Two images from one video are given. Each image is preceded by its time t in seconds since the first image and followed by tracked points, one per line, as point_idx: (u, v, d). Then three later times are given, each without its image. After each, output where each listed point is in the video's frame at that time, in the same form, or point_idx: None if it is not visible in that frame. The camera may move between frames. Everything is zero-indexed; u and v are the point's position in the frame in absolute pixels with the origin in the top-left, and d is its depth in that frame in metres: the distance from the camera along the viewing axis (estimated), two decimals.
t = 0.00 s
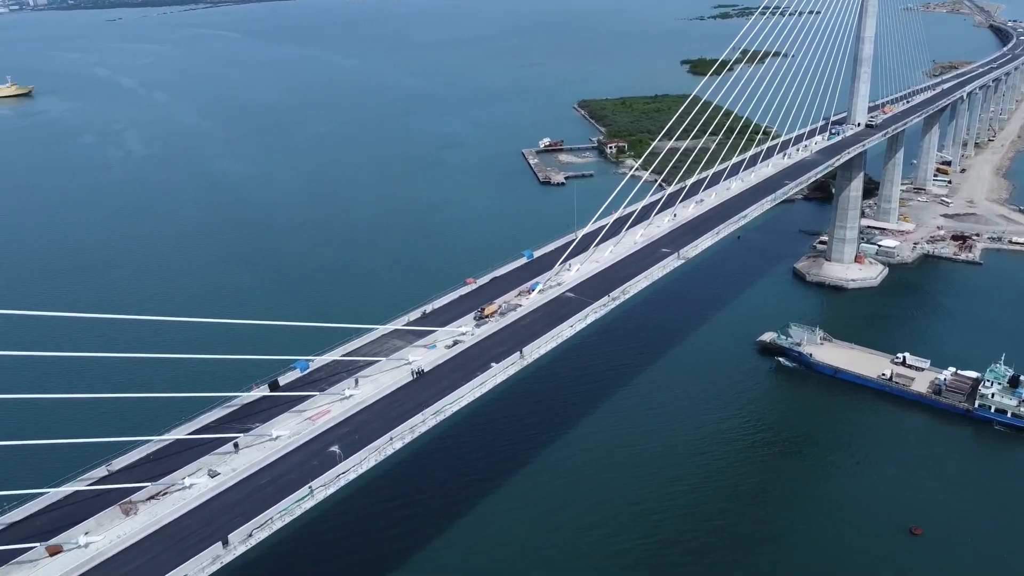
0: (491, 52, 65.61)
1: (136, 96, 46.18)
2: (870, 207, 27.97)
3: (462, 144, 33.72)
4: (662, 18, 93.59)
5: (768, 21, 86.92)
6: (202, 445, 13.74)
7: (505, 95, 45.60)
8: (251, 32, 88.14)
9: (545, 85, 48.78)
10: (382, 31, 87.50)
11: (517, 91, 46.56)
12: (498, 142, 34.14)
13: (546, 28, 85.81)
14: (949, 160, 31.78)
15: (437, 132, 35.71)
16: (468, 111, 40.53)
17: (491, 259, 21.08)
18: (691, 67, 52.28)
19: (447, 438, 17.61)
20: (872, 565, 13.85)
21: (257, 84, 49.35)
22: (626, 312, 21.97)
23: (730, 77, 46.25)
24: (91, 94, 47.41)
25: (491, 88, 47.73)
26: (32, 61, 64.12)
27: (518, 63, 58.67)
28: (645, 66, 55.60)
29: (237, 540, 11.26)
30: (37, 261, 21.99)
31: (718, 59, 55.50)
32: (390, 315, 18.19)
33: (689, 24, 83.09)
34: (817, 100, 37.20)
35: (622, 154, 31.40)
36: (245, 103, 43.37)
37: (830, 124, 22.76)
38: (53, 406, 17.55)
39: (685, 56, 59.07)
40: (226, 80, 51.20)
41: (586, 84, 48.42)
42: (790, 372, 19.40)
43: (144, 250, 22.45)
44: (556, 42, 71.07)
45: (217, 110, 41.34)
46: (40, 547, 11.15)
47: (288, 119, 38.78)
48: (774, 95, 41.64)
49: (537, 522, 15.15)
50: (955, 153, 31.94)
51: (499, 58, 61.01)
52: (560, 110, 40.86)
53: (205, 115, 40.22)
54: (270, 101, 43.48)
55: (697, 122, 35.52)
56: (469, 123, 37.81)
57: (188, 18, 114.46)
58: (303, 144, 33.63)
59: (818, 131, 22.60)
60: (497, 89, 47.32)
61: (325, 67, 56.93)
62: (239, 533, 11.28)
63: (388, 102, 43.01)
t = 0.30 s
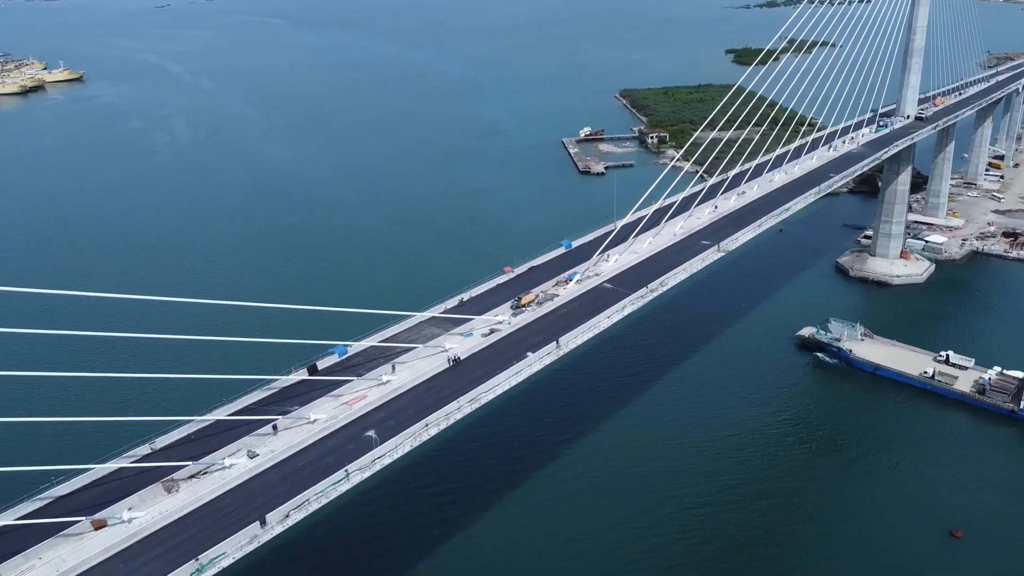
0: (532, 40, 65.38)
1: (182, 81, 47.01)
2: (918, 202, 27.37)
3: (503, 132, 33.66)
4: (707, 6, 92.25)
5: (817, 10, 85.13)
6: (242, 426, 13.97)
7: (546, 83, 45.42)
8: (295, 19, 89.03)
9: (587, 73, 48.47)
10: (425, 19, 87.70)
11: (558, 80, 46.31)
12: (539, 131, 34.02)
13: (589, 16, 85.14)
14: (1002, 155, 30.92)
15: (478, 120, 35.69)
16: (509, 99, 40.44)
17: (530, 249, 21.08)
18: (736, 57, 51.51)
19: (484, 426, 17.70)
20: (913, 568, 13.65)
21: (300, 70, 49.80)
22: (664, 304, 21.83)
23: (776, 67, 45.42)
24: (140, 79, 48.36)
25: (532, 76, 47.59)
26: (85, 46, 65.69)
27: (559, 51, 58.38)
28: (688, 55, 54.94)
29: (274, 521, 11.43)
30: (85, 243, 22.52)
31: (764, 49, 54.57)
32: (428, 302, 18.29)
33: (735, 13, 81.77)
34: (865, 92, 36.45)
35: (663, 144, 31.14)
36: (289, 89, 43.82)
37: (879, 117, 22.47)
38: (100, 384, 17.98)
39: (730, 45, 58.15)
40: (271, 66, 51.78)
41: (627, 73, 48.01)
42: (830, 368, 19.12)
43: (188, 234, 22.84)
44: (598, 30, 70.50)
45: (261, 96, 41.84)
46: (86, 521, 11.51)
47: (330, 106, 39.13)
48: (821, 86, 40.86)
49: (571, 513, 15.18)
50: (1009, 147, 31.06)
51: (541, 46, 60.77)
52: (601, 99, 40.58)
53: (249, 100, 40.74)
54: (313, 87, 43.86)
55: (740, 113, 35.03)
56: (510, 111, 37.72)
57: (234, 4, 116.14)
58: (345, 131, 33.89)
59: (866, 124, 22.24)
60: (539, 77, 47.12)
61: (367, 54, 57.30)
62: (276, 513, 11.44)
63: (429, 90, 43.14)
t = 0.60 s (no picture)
0: (572, 28, 64.96)
1: (225, 67, 47.63)
2: (966, 197, 26.75)
3: (543, 121, 33.53)
4: None
5: None
6: (279, 409, 14.19)
7: (586, 72, 45.16)
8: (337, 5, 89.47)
9: (627, 62, 48.05)
10: (466, 6, 87.47)
11: (598, 69, 45.97)
12: (578, 121, 33.84)
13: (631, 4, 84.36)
14: None
15: (517, 109, 35.58)
16: (549, 88, 40.25)
17: (567, 239, 21.04)
18: (781, 47, 50.66)
19: (519, 415, 17.75)
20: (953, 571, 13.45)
21: (341, 57, 50.07)
22: (701, 297, 21.66)
23: (822, 57, 44.56)
24: (185, 65, 49.09)
25: (572, 64, 47.33)
26: (133, 32, 66.84)
27: (600, 40, 57.96)
28: (732, 45, 54.14)
29: (310, 503, 11.59)
30: (131, 226, 22.99)
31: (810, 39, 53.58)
32: (465, 291, 18.37)
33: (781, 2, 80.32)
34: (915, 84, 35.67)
35: (704, 135, 30.83)
36: (329, 76, 44.11)
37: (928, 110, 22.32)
38: (143, 364, 18.37)
39: (774, 35, 57.12)
40: (312, 53, 52.15)
41: (669, 62, 47.50)
42: (869, 365, 18.86)
43: (227, 219, 23.17)
44: (640, 19, 69.77)
45: (302, 83, 42.22)
46: (127, 497, 11.83)
47: (370, 92, 39.36)
48: (868, 78, 40.00)
49: (602, 504, 15.20)
50: None
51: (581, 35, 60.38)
52: (642, 89, 40.21)
53: (290, 87, 41.12)
54: (354, 74, 44.10)
55: (784, 104, 34.50)
56: (549, 100, 37.54)
57: None
58: (384, 118, 34.05)
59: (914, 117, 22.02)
60: (579, 66, 46.82)
61: (406, 42, 57.43)
62: (311, 496, 11.60)
63: (469, 78, 43.12)
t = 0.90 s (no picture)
0: (608, 17, 64.44)
1: (261, 54, 48.10)
2: (1010, 193, 26.13)
3: (577, 111, 33.33)
4: None
5: None
6: (310, 394, 14.34)
7: (620, 61, 44.84)
8: None
9: (662, 52, 47.59)
10: None
11: (634, 59, 45.55)
12: (613, 111, 33.59)
13: None
14: None
15: (552, 99, 35.39)
16: (584, 78, 39.98)
17: (599, 231, 20.99)
18: (821, 38, 49.76)
19: (548, 406, 17.77)
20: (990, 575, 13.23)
21: (376, 45, 50.16)
22: (734, 291, 21.48)
23: (863, 49, 43.69)
24: (224, 52, 49.56)
25: (607, 54, 47.01)
26: (173, 19, 67.68)
27: (635, 29, 57.45)
28: (770, 35, 53.31)
29: (339, 488, 11.71)
30: (169, 211, 23.35)
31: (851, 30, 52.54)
32: (496, 280, 18.39)
33: None
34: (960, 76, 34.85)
35: (740, 127, 30.49)
36: (365, 63, 44.22)
37: (971, 103, 22.25)
38: (178, 348, 18.67)
39: (814, 26, 56.06)
40: (346, 41, 52.41)
41: (705, 52, 46.94)
42: (904, 362, 18.59)
43: (260, 206, 23.39)
44: (677, 8, 68.95)
45: (338, 70, 42.40)
46: (162, 477, 12.08)
47: (404, 81, 39.45)
48: (910, 70, 39.16)
49: (629, 496, 15.19)
50: None
51: (616, 24, 59.86)
52: (677, 79, 39.83)
53: (326, 75, 41.31)
54: (389, 62, 44.19)
55: (823, 96, 33.93)
56: (583, 90, 37.30)
57: None
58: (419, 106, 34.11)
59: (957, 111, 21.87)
60: (614, 56, 46.42)
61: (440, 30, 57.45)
62: (341, 480, 11.74)
63: (503, 67, 43.03)
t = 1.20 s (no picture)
0: (638, 8, 63.87)
1: (290, 43, 48.37)
2: None
3: (604, 103, 33.13)
4: None
5: None
6: (335, 381, 14.44)
7: (649, 53, 44.48)
8: None
9: (691, 44, 47.12)
10: None
11: (663, 50, 45.17)
12: (640, 103, 33.35)
13: None
14: None
15: (579, 90, 35.21)
16: (612, 69, 39.73)
17: (625, 223, 20.92)
18: (854, 30, 48.94)
19: (572, 397, 17.77)
20: None
21: (404, 35, 50.18)
22: (760, 285, 21.30)
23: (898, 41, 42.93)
24: (253, 41, 49.89)
25: (635, 45, 46.66)
26: (205, 7, 68.27)
27: (665, 20, 56.91)
28: (802, 26, 52.52)
29: (362, 475, 11.83)
30: (197, 198, 23.59)
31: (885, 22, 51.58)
32: (521, 272, 18.41)
33: None
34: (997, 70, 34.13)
35: (770, 119, 30.16)
36: (392, 53, 44.29)
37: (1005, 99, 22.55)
38: (204, 334, 18.88)
39: (847, 18, 55.17)
40: (373, 30, 52.51)
41: (735, 44, 46.39)
42: (932, 360, 18.40)
43: (285, 194, 23.53)
44: None
45: (366, 60, 42.52)
46: (188, 461, 12.25)
47: (431, 70, 39.47)
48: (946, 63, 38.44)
49: (650, 489, 15.17)
50: None
51: (645, 15, 59.33)
52: (706, 71, 39.44)
53: (354, 64, 41.41)
54: (416, 52, 44.22)
55: (855, 89, 33.44)
56: (611, 81, 37.09)
57: None
58: (446, 97, 34.09)
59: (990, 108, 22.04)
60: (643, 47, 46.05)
61: (468, 20, 57.34)
62: (364, 468, 11.84)
63: (530, 57, 42.88)
